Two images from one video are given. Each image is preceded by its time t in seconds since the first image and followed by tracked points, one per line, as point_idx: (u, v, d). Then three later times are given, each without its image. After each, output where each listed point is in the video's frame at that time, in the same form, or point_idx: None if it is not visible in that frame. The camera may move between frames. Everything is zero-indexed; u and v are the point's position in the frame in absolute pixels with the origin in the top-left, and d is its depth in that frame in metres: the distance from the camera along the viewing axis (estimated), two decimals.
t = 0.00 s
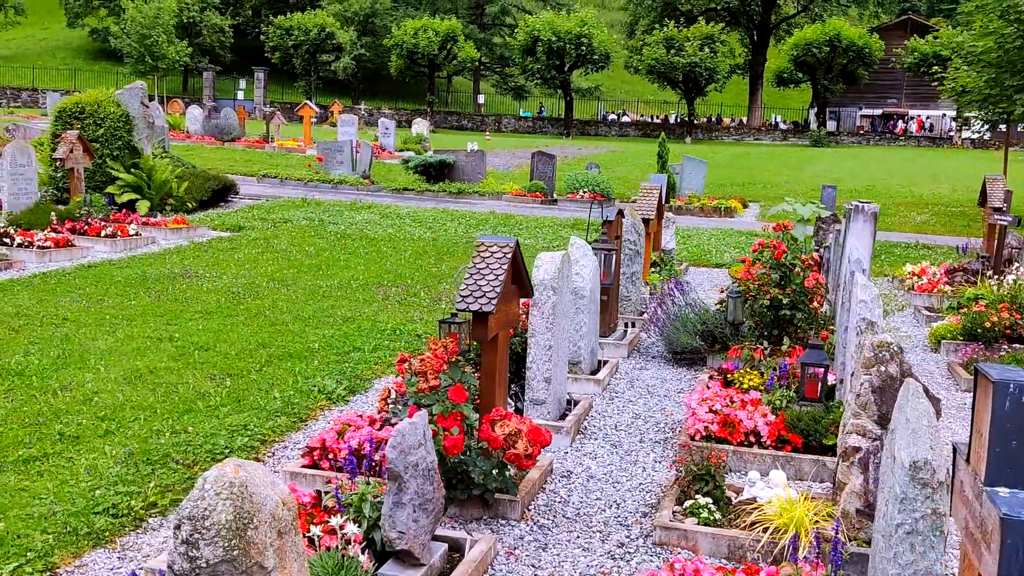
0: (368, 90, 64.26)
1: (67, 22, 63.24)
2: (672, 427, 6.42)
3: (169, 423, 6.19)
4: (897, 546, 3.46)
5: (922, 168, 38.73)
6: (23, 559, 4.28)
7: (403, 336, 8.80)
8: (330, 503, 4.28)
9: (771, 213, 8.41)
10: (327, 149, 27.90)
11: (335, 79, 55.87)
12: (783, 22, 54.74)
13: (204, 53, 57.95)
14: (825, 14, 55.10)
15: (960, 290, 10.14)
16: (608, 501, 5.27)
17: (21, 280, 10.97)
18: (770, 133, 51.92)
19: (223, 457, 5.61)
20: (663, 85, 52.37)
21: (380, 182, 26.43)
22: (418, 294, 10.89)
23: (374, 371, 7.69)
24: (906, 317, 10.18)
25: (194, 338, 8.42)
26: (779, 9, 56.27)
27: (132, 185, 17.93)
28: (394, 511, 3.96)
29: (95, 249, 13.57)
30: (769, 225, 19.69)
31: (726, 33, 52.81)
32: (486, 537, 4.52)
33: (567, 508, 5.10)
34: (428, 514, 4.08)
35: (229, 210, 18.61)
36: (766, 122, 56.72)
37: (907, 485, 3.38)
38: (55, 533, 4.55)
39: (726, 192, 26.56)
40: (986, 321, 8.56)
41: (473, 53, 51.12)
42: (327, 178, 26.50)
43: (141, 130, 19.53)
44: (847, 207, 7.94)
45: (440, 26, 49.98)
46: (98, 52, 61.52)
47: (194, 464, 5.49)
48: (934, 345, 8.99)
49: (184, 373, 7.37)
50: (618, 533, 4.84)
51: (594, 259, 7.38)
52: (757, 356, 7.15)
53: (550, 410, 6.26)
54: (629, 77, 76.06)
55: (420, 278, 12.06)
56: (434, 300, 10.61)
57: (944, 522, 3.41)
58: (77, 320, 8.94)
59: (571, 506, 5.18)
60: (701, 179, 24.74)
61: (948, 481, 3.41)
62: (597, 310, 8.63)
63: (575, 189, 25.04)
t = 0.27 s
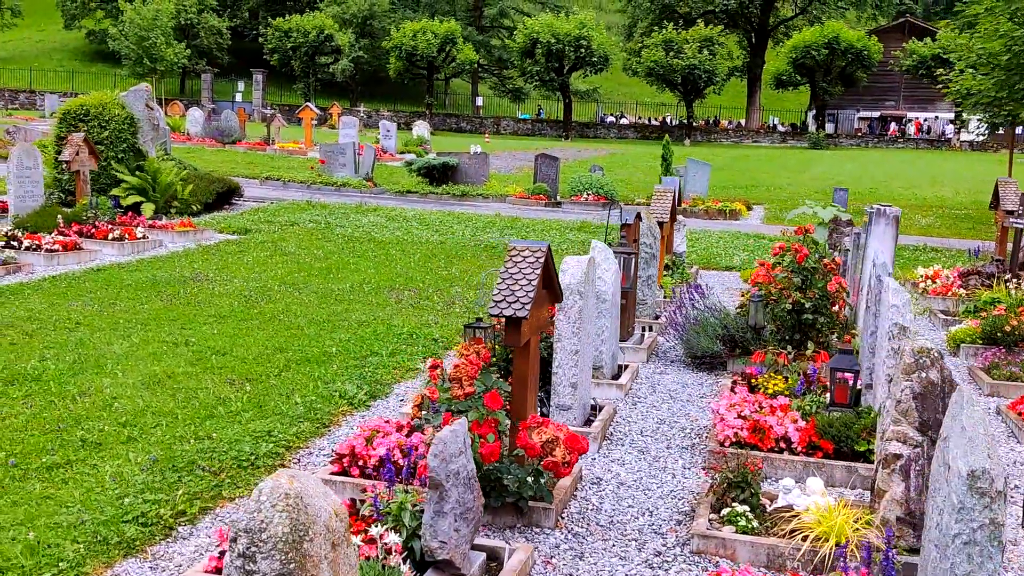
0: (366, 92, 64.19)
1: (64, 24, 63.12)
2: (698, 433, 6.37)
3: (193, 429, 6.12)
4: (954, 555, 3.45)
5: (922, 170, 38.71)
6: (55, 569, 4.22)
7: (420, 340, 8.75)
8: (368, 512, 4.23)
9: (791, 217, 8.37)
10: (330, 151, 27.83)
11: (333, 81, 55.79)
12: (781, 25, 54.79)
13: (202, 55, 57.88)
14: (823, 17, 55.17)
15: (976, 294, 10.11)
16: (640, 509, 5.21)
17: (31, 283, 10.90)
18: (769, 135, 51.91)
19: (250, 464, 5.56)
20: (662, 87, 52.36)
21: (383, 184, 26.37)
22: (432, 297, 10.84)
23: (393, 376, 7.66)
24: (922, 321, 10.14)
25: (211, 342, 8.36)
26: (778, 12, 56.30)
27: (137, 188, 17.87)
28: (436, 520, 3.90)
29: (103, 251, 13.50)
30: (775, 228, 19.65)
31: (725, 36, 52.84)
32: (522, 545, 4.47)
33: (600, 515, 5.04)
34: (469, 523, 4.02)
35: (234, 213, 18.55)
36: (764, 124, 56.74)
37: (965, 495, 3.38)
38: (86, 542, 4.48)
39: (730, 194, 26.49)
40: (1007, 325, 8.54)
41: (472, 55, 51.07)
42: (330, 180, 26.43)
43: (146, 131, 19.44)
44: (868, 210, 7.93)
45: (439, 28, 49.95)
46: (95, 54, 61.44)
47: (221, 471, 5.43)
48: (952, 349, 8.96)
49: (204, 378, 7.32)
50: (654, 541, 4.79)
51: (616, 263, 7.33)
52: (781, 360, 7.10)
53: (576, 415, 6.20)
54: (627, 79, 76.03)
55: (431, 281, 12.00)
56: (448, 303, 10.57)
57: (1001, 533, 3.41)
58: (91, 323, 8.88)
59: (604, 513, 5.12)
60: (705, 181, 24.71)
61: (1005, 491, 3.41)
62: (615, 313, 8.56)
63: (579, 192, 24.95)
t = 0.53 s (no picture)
0: (365, 94, 64.06)
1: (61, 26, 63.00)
2: (725, 441, 6.27)
3: (213, 436, 6.01)
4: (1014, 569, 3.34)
5: (923, 173, 38.64)
6: None
7: (436, 345, 8.65)
8: (404, 524, 4.13)
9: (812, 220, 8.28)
10: (332, 154, 27.75)
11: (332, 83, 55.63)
12: (779, 27, 54.77)
13: (199, 57, 57.77)
14: (821, 19, 55.17)
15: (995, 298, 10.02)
16: (674, 518, 5.10)
17: (38, 287, 10.78)
18: (768, 137, 51.85)
19: (273, 473, 5.46)
20: (661, 90, 52.31)
21: (386, 187, 26.24)
22: (445, 301, 10.72)
23: (411, 382, 7.55)
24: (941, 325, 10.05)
25: (225, 347, 8.25)
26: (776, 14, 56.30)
27: (141, 191, 17.75)
28: (476, 533, 3.80)
29: (109, 255, 13.38)
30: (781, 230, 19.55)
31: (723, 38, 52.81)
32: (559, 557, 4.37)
33: (633, 526, 4.93)
34: (509, 535, 3.92)
35: (238, 216, 18.43)
36: (762, 126, 56.72)
37: None
38: (112, 554, 4.38)
39: (733, 197, 26.36)
40: None
41: (471, 57, 50.95)
42: (333, 183, 26.31)
43: (149, 133, 19.30)
44: (890, 213, 7.84)
45: (438, 30, 49.86)
46: (92, 56, 61.30)
47: (245, 480, 5.33)
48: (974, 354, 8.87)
49: (220, 384, 7.20)
50: (691, 552, 4.68)
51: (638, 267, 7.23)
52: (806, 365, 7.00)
53: (601, 422, 6.10)
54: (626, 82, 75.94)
55: (442, 285, 11.88)
56: (461, 307, 10.45)
57: None
58: (102, 328, 8.77)
59: (637, 523, 5.02)
60: (709, 183, 24.62)
61: None
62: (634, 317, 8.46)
63: (583, 194, 24.82)
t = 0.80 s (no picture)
0: (364, 98, 63.98)
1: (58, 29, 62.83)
2: (754, 454, 6.18)
3: (235, 449, 5.91)
4: None
5: (924, 177, 38.58)
6: None
7: (453, 354, 8.56)
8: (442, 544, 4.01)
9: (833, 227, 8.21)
10: (335, 158, 27.69)
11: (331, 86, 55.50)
12: (779, 30, 54.81)
13: (197, 60, 57.68)
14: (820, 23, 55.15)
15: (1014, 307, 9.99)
16: (710, 536, 5.01)
17: (46, 294, 10.66)
18: (768, 141, 51.80)
19: (299, 487, 5.36)
20: (660, 93, 52.26)
21: (389, 191, 26.16)
22: (458, 308, 10.62)
23: (431, 392, 7.46)
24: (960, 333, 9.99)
25: (240, 355, 8.16)
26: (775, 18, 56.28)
27: (145, 196, 17.63)
28: (519, 553, 3.69)
29: (116, 261, 13.26)
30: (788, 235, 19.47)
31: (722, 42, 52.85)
32: None
33: (666, 543, 4.85)
34: (551, 557, 3.82)
35: (243, 221, 18.34)
36: (762, 130, 56.69)
37: None
38: (140, 574, 4.28)
39: (737, 201, 26.27)
40: None
41: (471, 61, 50.90)
42: (336, 187, 26.20)
43: (154, 138, 19.16)
44: (915, 221, 7.75)
45: (438, 33, 49.79)
46: (89, 60, 61.17)
47: (271, 495, 5.23)
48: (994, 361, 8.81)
49: (236, 394, 7.10)
50: (730, 570, 4.59)
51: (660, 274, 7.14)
52: (832, 376, 6.92)
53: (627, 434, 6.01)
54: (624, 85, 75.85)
55: (452, 290, 11.79)
56: (474, 313, 10.36)
57: None
58: (114, 336, 8.67)
59: (671, 540, 4.93)
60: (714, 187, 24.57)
61: None
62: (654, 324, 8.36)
63: (587, 199, 24.71)
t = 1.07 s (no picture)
0: (363, 101, 63.92)
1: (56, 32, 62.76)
2: (784, 465, 6.11)
3: (259, 460, 5.84)
4: None
5: (925, 181, 38.56)
6: None
7: (470, 362, 8.50)
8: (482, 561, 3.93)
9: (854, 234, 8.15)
10: (339, 162, 27.68)
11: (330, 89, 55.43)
12: (778, 34, 54.84)
13: (196, 64, 57.60)
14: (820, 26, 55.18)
15: None
16: (746, 550, 4.94)
17: (57, 301, 10.57)
18: (767, 144, 51.79)
19: (326, 500, 5.29)
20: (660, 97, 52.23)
21: (393, 195, 26.11)
22: (472, 314, 10.55)
23: (451, 401, 7.39)
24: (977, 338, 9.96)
25: (257, 363, 8.10)
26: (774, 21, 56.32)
27: (152, 201, 17.57)
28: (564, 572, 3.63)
29: (125, 267, 13.19)
30: (795, 239, 19.42)
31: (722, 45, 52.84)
32: None
33: (703, 557, 4.78)
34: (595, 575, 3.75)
35: (249, 226, 18.29)
36: (761, 133, 56.68)
37: None
38: None
39: (741, 205, 26.21)
40: None
41: (471, 64, 50.86)
42: (339, 192, 26.15)
43: (160, 142, 19.05)
44: (937, 228, 7.71)
45: (438, 37, 49.74)
46: (88, 63, 61.11)
47: (299, 508, 5.16)
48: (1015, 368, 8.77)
49: (256, 402, 7.05)
50: None
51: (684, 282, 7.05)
52: (859, 386, 6.86)
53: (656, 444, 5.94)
54: (624, 89, 75.84)
55: (464, 296, 11.73)
56: (488, 320, 10.29)
57: None
58: (128, 344, 8.60)
59: (707, 554, 4.86)
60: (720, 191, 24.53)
61: None
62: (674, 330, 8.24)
63: (592, 204, 24.66)
